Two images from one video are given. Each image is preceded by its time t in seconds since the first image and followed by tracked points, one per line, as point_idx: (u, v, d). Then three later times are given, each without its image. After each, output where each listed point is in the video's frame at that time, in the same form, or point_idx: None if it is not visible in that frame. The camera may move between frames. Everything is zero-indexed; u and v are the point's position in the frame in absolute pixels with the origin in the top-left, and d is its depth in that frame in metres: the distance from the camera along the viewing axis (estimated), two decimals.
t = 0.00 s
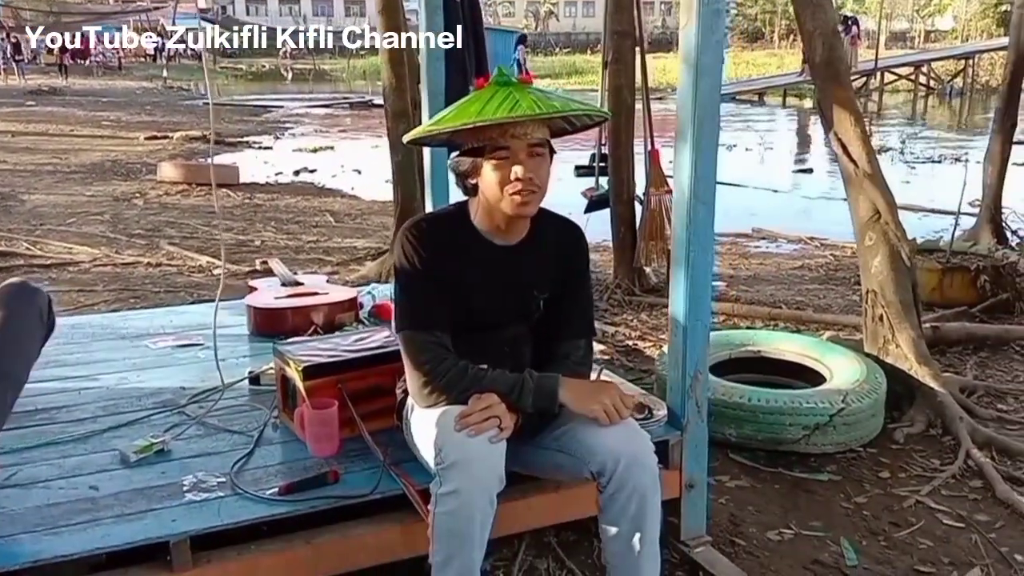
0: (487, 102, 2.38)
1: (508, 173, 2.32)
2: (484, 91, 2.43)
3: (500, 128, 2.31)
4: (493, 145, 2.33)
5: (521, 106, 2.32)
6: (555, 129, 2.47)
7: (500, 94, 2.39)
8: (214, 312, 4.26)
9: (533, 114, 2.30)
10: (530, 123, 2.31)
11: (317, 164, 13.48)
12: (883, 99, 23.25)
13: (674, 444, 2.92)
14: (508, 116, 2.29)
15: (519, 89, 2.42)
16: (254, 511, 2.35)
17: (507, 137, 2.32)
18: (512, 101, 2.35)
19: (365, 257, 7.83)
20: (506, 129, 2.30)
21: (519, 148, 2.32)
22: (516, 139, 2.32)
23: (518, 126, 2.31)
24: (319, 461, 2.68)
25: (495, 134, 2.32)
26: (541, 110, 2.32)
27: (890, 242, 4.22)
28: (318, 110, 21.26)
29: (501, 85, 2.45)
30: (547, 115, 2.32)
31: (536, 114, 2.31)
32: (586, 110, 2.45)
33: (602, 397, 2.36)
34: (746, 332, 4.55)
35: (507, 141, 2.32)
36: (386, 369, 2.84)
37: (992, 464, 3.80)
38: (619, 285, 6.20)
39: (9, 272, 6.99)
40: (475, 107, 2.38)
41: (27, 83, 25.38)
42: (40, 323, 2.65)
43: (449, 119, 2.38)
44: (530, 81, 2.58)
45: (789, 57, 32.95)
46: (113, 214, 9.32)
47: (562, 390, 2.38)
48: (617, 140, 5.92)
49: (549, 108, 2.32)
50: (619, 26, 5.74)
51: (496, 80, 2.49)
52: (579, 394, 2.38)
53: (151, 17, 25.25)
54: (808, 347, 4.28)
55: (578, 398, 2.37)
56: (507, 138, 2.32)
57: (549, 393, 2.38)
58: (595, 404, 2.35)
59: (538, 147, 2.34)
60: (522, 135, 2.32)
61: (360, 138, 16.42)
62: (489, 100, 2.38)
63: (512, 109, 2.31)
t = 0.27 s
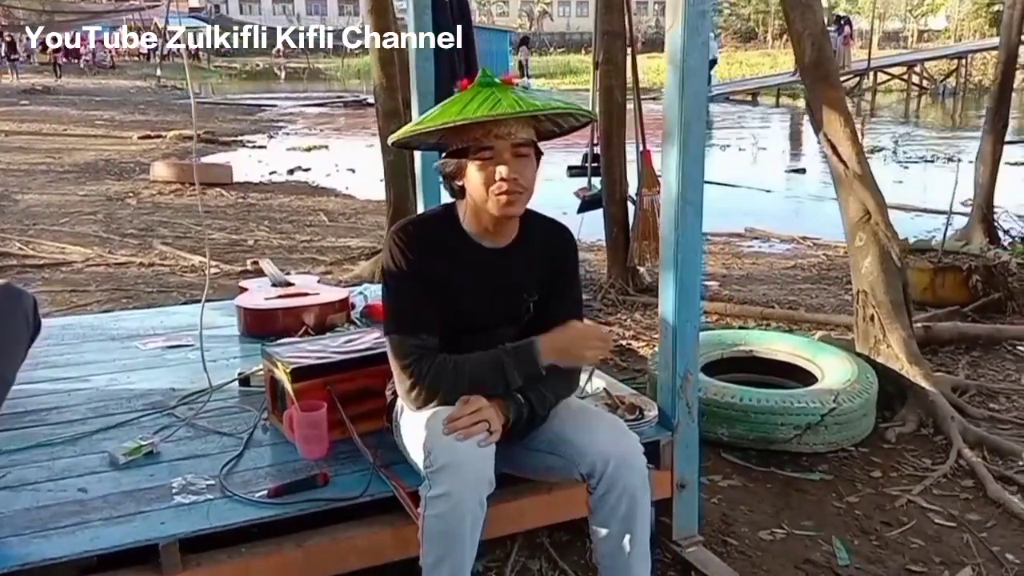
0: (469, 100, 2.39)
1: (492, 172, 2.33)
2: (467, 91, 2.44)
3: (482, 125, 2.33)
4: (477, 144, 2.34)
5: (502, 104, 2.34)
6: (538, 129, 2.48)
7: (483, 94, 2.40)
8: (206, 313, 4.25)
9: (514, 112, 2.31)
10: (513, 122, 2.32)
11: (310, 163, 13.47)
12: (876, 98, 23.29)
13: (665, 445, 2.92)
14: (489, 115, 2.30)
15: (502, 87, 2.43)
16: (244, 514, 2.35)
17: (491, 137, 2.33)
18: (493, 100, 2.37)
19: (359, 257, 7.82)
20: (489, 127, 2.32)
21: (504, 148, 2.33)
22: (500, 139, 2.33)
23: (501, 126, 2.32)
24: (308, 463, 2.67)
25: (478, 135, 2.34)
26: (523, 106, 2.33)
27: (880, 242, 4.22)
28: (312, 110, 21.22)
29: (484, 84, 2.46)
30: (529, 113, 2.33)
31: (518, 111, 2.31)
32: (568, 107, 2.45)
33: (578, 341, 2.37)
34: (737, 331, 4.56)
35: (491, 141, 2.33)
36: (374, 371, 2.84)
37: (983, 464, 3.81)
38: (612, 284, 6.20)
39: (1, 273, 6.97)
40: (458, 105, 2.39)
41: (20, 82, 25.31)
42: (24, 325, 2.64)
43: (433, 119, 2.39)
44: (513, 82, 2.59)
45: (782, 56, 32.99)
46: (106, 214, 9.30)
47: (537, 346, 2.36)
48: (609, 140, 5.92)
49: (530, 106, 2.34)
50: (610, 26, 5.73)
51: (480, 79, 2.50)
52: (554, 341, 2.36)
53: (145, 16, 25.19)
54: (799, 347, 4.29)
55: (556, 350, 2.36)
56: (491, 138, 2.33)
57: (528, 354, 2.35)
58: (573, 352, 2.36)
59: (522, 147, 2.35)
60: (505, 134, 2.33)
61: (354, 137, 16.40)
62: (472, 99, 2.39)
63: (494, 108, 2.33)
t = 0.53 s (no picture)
0: (452, 102, 2.40)
1: (476, 173, 2.34)
2: (452, 94, 2.45)
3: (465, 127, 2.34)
4: (462, 146, 2.35)
5: (483, 105, 2.34)
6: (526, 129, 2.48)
7: (466, 96, 2.42)
8: (200, 314, 4.25)
9: (495, 112, 2.31)
10: (496, 122, 2.33)
11: (307, 164, 13.45)
12: (872, 98, 23.31)
13: (659, 447, 2.92)
14: (470, 116, 2.31)
15: (485, 90, 2.44)
16: (237, 516, 2.34)
17: (475, 138, 2.34)
18: (475, 101, 2.37)
19: (355, 258, 7.82)
20: (472, 129, 2.32)
21: (489, 149, 2.33)
22: (484, 140, 2.33)
23: (484, 127, 2.33)
24: (302, 465, 2.67)
25: (462, 137, 2.35)
26: (503, 107, 2.33)
27: (875, 243, 4.23)
28: (309, 110, 21.21)
29: (468, 87, 2.47)
30: (510, 112, 2.33)
31: (499, 112, 2.32)
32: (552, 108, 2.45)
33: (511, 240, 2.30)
34: (731, 332, 4.56)
35: (475, 143, 2.34)
36: (367, 373, 2.84)
37: (978, 465, 3.81)
38: (608, 285, 6.19)
39: None
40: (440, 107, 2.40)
41: (16, 82, 25.26)
42: (14, 326, 2.63)
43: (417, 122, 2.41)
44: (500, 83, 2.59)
45: (779, 57, 33.01)
46: (101, 215, 9.29)
47: (484, 279, 2.29)
48: (604, 140, 5.93)
49: (511, 107, 2.33)
50: (605, 27, 5.73)
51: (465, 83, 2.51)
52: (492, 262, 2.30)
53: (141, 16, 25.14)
54: (793, 348, 4.29)
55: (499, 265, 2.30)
56: (474, 139, 2.34)
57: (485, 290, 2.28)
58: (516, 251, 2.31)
59: (507, 148, 2.34)
60: (489, 136, 2.33)
61: (350, 137, 16.39)
62: (455, 101, 2.40)
63: (475, 109, 2.33)
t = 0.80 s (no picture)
0: (438, 106, 2.41)
1: (464, 178, 2.35)
2: (438, 97, 2.46)
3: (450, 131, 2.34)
4: (448, 150, 2.36)
5: (467, 109, 2.35)
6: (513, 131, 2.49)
7: (451, 99, 2.42)
8: (198, 315, 4.24)
9: (480, 116, 2.31)
10: (482, 125, 2.33)
11: (307, 164, 13.45)
12: (872, 100, 23.31)
13: (658, 449, 2.92)
14: (453, 120, 2.31)
15: (471, 92, 2.44)
16: (234, 518, 2.34)
17: (461, 142, 2.34)
18: (460, 105, 2.38)
19: (354, 258, 7.81)
20: (459, 133, 2.33)
21: (476, 153, 2.34)
22: (470, 143, 2.34)
23: (470, 131, 2.33)
24: (299, 468, 2.66)
25: (449, 140, 2.35)
26: (488, 110, 2.33)
27: (874, 245, 4.23)
28: (310, 110, 21.20)
29: (454, 91, 2.48)
30: (494, 115, 2.33)
31: (484, 115, 2.32)
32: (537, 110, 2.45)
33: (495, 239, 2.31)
34: (730, 334, 4.55)
35: (462, 146, 2.34)
36: (364, 375, 2.84)
37: (977, 467, 3.80)
38: (608, 286, 6.18)
39: None
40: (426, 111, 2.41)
41: (16, 82, 25.25)
42: (10, 328, 2.62)
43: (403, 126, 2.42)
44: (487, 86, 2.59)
45: (779, 58, 33.00)
46: (101, 215, 9.28)
47: (471, 282, 2.31)
48: (603, 141, 5.93)
49: (496, 109, 2.34)
50: (606, 29, 5.73)
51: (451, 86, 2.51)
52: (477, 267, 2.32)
53: (141, 16, 25.13)
54: (793, 350, 4.29)
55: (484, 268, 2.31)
56: (461, 143, 2.34)
57: (474, 293, 2.30)
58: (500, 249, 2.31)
59: (494, 151, 2.35)
60: (476, 139, 2.33)
61: (350, 137, 16.39)
62: (441, 105, 2.40)
63: (460, 112, 2.33)
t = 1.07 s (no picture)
0: (436, 107, 2.40)
1: (463, 179, 2.33)
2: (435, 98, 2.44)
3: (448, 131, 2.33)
4: (447, 152, 2.34)
5: (465, 109, 2.34)
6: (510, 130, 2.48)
7: (449, 100, 2.41)
8: (199, 316, 4.24)
9: (477, 115, 2.30)
10: (479, 125, 2.31)
11: (309, 165, 13.44)
12: (875, 101, 23.28)
13: (659, 452, 2.91)
14: (451, 121, 2.30)
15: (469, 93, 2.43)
16: (233, 521, 2.33)
17: (460, 143, 2.32)
18: (458, 105, 2.37)
19: (356, 259, 7.80)
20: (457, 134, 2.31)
21: (474, 153, 2.32)
22: (469, 144, 2.32)
23: (468, 130, 2.31)
24: (299, 470, 2.66)
25: (447, 141, 2.33)
26: (485, 110, 2.33)
27: (876, 247, 4.21)
28: (312, 111, 21.20)
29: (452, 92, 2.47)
30: (492, 114, 2.32)
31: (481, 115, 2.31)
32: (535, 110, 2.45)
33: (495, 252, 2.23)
34: (732, 335, 4.54)
35: (460, 147, 2.32)
36: (364, 377, 2.83)
37: (978, 470, 3.79)
38: (609, 288, 6.17)
39: None
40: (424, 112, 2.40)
41: (19, 83, 25.27)
42: (9, 329, 2.62)
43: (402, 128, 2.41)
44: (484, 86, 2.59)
45: (781, 60, 32.97)
46: (102, 216, 9.28)
47: (471, 289, 2.27)
48: (605, 142, 5.93)
49: (493, 109, 2.32)
50: (608, 30, 5.73)
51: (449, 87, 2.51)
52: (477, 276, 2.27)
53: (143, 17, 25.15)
54: (794, 352, 4.28)
55: (484, 277, 2.26)
56: (459, 143, 2.32)
57: (474, 301, 2.27)
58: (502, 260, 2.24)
59: (493, 151, 2.33)
60: (474, 139, 2.32)
61: (353, 138, 16.39)
62: (439, 105, 2.39)
63: (458, 113, 2.32)
